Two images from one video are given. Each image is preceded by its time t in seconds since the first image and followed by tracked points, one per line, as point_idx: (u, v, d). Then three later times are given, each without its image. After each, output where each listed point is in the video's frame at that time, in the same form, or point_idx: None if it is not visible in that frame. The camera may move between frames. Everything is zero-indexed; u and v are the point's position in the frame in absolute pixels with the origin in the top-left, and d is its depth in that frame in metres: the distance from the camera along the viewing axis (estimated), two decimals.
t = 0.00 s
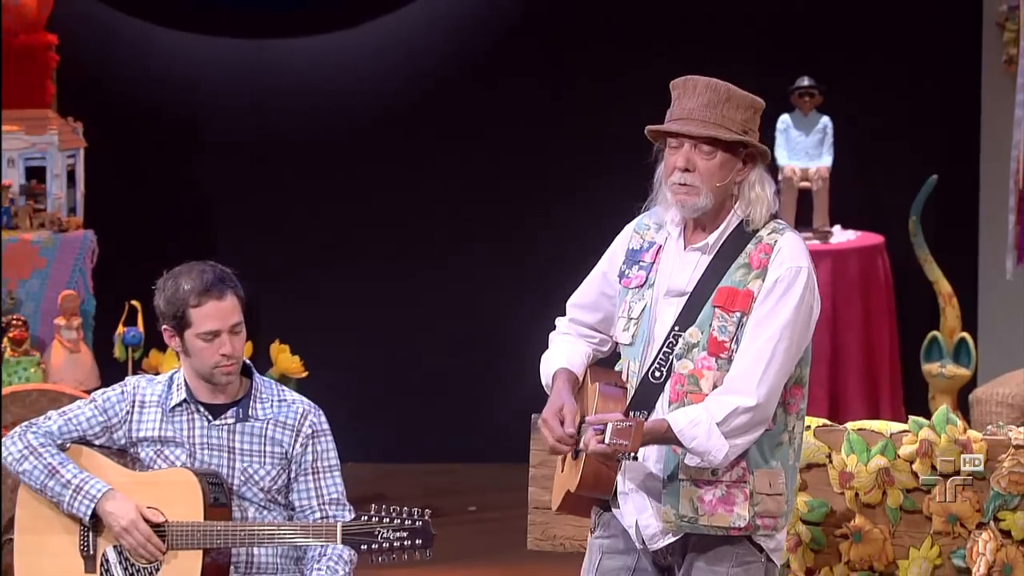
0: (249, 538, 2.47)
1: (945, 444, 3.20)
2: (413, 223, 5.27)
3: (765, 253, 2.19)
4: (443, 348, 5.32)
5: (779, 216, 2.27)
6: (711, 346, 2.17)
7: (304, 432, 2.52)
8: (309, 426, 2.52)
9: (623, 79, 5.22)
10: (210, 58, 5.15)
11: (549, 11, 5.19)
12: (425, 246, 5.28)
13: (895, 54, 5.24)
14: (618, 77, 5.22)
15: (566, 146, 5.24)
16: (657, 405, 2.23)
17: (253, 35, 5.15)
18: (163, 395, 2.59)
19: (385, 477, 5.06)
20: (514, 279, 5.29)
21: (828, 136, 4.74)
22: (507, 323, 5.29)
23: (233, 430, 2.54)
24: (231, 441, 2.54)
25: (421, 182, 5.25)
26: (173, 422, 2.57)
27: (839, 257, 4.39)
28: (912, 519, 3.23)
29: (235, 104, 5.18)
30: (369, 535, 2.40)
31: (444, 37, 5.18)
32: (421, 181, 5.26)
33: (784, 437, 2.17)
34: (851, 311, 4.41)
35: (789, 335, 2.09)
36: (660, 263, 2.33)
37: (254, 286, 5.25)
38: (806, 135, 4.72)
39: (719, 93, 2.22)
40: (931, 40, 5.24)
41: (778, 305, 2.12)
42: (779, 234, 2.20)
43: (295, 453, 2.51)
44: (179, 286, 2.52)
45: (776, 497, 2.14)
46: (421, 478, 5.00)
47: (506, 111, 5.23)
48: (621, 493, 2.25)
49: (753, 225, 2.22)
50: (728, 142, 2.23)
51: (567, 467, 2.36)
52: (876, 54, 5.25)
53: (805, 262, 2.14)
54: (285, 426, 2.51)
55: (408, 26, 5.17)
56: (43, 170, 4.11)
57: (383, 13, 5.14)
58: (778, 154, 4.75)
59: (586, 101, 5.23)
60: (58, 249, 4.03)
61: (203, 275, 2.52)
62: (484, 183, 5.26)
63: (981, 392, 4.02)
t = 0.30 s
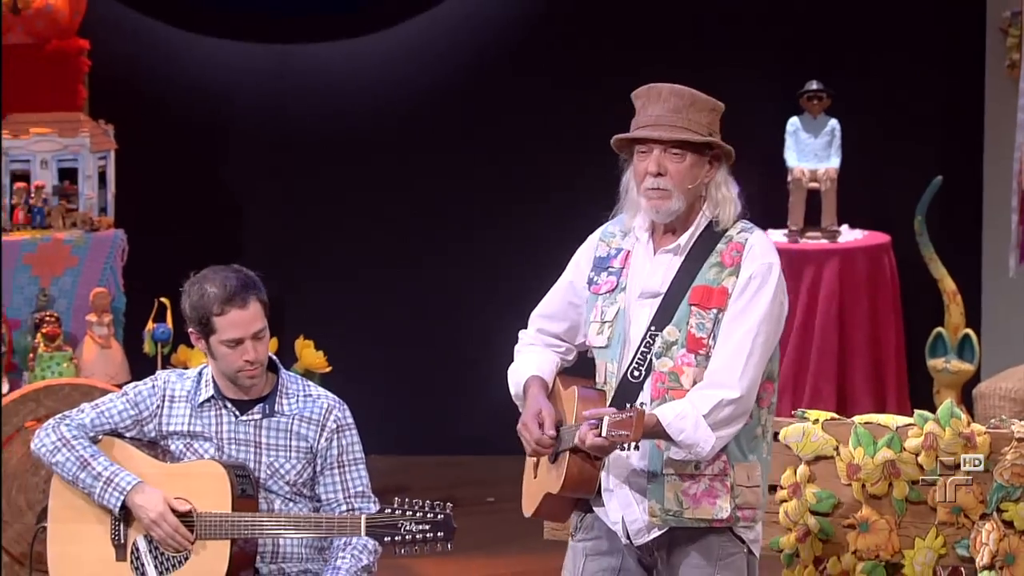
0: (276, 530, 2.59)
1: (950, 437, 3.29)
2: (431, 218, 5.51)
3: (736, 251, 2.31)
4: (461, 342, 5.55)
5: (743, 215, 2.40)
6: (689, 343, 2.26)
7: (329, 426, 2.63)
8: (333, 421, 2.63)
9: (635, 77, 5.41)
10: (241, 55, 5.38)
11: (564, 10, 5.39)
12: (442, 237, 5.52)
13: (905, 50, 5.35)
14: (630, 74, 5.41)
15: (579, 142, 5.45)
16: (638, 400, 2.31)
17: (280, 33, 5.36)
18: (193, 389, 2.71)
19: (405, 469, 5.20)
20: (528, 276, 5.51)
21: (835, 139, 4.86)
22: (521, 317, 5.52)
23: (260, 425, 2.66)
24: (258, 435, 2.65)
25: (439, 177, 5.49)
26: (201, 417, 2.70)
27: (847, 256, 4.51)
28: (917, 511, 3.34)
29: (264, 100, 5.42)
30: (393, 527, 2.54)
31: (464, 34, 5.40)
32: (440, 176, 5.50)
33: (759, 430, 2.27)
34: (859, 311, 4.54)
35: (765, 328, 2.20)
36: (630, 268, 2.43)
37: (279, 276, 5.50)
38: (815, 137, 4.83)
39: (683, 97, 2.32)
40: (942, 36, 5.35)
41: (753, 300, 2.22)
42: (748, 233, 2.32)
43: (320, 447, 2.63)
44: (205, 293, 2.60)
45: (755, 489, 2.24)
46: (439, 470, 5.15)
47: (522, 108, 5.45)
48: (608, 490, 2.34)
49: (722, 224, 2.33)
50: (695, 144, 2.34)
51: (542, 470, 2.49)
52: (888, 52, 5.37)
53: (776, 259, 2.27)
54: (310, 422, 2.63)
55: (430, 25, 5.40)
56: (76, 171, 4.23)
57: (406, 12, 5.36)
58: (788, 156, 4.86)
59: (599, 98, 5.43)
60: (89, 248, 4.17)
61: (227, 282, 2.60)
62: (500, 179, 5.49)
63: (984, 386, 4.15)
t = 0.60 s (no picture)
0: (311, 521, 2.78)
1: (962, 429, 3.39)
2: (455, 213, 5.70)
3: (701, 246, 2.48)
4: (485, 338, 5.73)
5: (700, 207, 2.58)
6: (663, 336, 2.43)
7: (362, 422, 2.87)
8: (366, 418, 2.87)
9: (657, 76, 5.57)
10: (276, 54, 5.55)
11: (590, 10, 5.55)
12: (466, 234, 5.70)
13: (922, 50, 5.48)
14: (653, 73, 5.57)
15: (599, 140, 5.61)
16: (614, 393, 2.49)
17: (310, 35, 5.52)
18: (231, 383, 2.94)
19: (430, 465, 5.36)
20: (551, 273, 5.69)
21: (852, 140, 4.97)
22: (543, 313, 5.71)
23: (296, 420, 2.89)
24: (293, 431, 2.89)
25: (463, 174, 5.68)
26: (240, 410, 2.93)
27: (862, 254, 4.66)
28: (931, 501, 3.45)
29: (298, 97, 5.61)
30: (423, 524, 2.72)
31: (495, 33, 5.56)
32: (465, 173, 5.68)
33: (729, 418, 2.47)
34: (875, 306, 4.66)
35: (734, 318, 2.38)
36: (594, 268, 2.60)
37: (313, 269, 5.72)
38: (831, 138, 4.96)
39: (635, 101, 2.51)
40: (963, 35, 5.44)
41: (721, 292, 2.40)
42: (711, 228, 2.50)
43: (353, 442, 2.87)
44: (241, 297, 2.79)
45: (729, 476, 2.43)
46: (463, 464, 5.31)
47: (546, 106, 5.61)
48: (588, 484, 2.51)
49: (683, 220, 2.52)
50: (651, 143, 2.53)
51: (515, 471, 2.66)
52: (888, 52, 5.51)
53: (740, 251, 2.44)
54: (344, 419, 2.87)
55: (463, 26, 5.55)
56: (115, 172, 4.37)
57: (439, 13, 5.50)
58: (805, 156, 5.00)
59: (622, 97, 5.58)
60: (129, 246, 4.32)
61: (263, 287, 2.78)
62: (523, 175, 5.66)
63: (995, 380, 4.27)
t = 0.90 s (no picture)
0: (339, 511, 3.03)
1: (977, 421, 3.49)
2: (484, 210, 5.84)
3: (688, 241, 2.62)
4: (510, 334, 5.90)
5: (679, 204, 2.72)
6: (657, 331, 2.57)
7: (394, 418, 3.11)
8: (398, 413, 3.11)
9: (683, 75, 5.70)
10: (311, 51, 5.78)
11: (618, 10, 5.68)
12: (492, 231, 5.84)
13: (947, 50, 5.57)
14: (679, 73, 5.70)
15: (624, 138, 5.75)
16: (612, 389, 2.61)
17: (340, 36, 5.75)
18: (269, 377, 3.22)
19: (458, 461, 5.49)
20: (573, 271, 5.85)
21: (869, 140, 5.10)
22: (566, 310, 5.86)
23: (330, 415, 3.15)
24: (328, 425, 3.16)
25: (473, 176, 5.84)
26: (277, 405, 3.21)
27: (879, 251, 4.78)
28: (948, 491, 3.54)
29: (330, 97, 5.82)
30: (448, 518, 2.88)
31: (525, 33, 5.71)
32: (494, 170, 5.81)
33: (723, 407, 2.59)
34: (891, 301, 4.79)
35: (724, 309, 2.52)
36: (584, 268, 2.72)
37: (344, 265, 5.90)
38: (849, 138, 5.09)
39: (607, 103, 2.65)
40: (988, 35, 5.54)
41: (711, 286, 2.53)
42: (697, 224, 2.64)
43: (385, 437, 3.11)
44: (279, 296, 3.03)
45: (725, 461, 2.57)
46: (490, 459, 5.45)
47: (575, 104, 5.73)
48: (592, 477, 2.64)
49: (666, 217, 2.66)
50: (627, 141, 2.66)
51: (517, 468, 2.81)
52: (887, 52, 5.64)
53: (726, 244, 2.58)
54: (376, 414, 3.11)
55: (491, 28, 5.72)
56: (155, 171, 4.52)
57: (471, 11, 5.69)
58: (823, 156, 5.13)
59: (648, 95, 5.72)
60: (167, 243, 4.48)
61: (299, 287, 3.01)
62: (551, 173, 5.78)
63: (1010, 374, 4.39)
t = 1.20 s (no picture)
0: (361, 501, 3.15)
1: (983, 410, 3.62)
2: (508, 205, 5.93)
3: (689, 234, 2.70)
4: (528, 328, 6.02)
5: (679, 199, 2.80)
6: (662, 322, 2.66)
7: (419, 409, 3.26)
8: (423, 404, 3.27)
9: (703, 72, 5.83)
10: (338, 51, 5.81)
11: (643, 7, 5.78)
12: (514, 226, 5.94)
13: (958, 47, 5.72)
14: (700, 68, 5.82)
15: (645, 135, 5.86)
16: (618, 381, 2.71)
17: (362, 38, 5.80)
18: (298, 368, 3.33)
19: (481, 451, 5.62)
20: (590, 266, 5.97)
21: (879, 138, 5.24)
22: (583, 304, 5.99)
23: (356, 406, 3.28)
24: (355, 417, 3.28)
25: (491, 174, 5.93)
26: (306, 395, 3.32)
27: (889, 245, 4.92)
28: (955, 482, 3.67)
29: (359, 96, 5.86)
30: (465, 511, 3.02)
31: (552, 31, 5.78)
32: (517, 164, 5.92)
33: (725, 394, 2.70)
34: (900, 293, 4.93)
35: (727, 300, 2.61)
36: (588, 262, 2.81)
37: (364, 261, 5.97)
38: (860, 136, 5.23)
39: (611, 99, 2.73)
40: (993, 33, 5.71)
41: (713, 279, 2.63)
42: (697, 217, 2.72)
43: (410, 428, 3.26)
44: (307, 289, 3.11)
45: (728, 446, 2.68)
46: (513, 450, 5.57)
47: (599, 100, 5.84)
48: (601, 465, 2.73)
49: (666, 212, 2.74)
50: (630, 136, 2.74)
51: (529, 455, 2.88)
52: (892, 52, 5.78)
53: (727, 236, 2.66)
54: (403, 406, 3.25)
55: (511, 29, 5.79)
56: (187, 168, 4.68)
57: (492, 13, 5.75)
58: (835, 154, 5.26)
59: (669, 92, 5.84)
60: (199, 237, 4.64)
61: (326, 281, 3.09)
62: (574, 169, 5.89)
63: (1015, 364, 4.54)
